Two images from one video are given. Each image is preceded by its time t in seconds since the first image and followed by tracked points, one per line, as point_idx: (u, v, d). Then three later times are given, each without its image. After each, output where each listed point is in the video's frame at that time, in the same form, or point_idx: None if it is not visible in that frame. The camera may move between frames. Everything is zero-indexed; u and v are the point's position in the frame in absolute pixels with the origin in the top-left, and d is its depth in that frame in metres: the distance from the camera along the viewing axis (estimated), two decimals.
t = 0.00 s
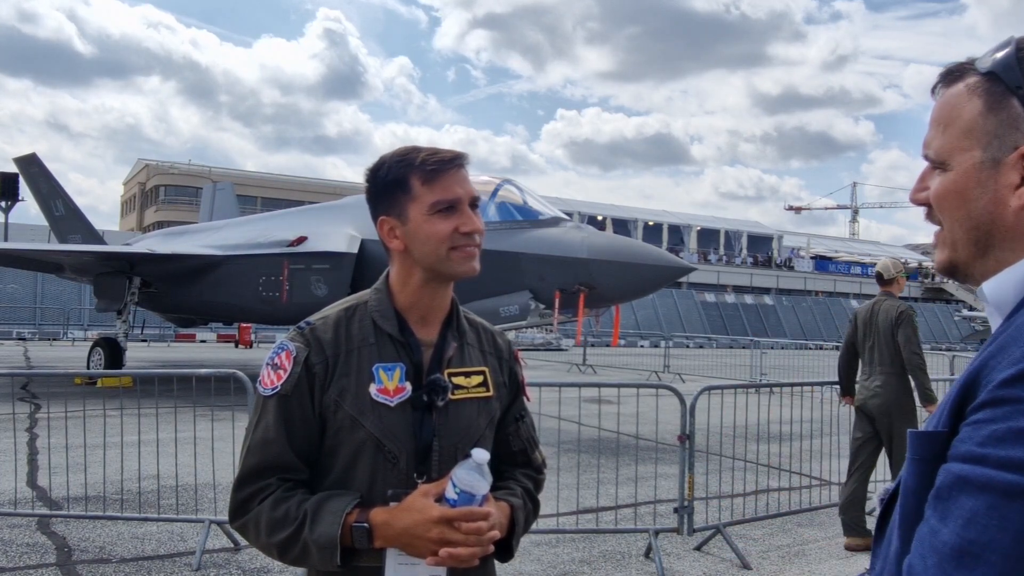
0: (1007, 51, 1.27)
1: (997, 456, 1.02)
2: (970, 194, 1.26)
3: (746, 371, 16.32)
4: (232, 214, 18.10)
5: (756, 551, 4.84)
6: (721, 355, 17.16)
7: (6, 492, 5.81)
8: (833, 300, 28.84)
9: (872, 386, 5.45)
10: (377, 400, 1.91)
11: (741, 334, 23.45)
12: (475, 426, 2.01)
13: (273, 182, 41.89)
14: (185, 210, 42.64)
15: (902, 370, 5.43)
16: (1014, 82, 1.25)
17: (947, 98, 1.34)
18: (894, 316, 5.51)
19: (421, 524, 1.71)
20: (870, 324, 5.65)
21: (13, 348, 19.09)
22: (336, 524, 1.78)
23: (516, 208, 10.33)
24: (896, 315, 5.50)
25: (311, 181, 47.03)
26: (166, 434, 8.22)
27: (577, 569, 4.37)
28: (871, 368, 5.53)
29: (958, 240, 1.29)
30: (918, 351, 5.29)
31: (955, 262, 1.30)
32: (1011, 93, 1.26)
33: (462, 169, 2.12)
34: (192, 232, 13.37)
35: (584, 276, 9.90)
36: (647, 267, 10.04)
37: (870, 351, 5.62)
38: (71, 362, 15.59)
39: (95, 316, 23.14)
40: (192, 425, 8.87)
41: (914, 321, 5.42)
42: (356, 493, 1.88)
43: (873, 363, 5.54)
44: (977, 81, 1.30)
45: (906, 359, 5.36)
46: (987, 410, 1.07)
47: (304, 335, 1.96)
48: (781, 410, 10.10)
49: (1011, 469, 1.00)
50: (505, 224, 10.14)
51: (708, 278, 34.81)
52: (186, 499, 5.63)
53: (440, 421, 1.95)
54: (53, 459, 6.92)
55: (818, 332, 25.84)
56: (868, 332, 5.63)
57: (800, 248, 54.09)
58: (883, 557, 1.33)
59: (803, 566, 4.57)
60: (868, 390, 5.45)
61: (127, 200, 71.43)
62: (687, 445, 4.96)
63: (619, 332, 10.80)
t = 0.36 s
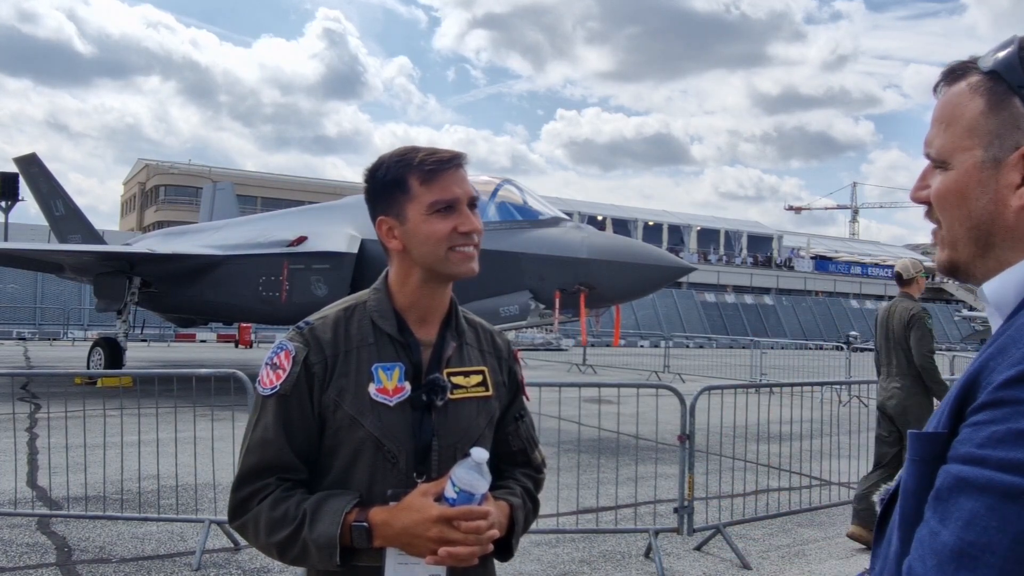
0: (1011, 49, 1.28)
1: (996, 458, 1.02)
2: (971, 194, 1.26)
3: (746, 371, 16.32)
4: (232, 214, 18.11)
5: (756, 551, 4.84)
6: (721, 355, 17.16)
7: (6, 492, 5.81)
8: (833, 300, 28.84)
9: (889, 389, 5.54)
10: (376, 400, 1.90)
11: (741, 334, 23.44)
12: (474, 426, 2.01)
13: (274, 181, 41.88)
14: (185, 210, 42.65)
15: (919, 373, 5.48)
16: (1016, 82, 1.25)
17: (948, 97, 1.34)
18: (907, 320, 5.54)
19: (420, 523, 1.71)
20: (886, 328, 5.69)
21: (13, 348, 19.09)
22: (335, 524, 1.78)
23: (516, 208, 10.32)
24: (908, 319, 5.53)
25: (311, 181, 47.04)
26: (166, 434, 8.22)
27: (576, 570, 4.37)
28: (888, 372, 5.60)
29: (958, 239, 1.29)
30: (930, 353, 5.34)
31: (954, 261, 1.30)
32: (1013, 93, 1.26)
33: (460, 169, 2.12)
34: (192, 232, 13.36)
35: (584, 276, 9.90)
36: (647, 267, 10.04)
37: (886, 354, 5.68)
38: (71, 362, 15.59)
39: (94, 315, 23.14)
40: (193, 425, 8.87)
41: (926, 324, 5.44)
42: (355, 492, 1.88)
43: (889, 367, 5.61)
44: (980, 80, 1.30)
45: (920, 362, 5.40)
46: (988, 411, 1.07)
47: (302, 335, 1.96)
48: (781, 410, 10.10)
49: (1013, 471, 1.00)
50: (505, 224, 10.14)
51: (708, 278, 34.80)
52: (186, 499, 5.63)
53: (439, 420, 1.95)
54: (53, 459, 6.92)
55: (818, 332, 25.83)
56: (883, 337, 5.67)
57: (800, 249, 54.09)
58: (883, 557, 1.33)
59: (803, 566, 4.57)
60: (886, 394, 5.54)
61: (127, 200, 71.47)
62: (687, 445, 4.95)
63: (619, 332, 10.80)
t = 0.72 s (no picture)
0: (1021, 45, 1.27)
1: (995, 458, 1.02)
2: (977, 191, 1.26)
3: (746, 371, 16.33)
4: (232, 214, 18.11)
5: (756, 551, 4.84)
6: (721, 355, 17.16)
7: (6, 492, 5.81)
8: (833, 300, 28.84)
9: (894, 387, 5.59)
10: (376, 400, 1.90)
11: (740, 334, 23.45)
12: (474, 426, 2.01)
13: (274, 181, 41.88)
14: (185, 211, 42.64)
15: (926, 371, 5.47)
16: None
17: (955, 93, 1.33)
18: (912, 319, 5.57)
19: (420, 523, 1.70)
20: (892, 328, 5.73)
21: (14, 348, 19.11)
22: (334, 524, 1.78)
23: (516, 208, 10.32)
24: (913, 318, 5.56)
25: (311, 181, 47.06)
26: (166, 434, 8.22)
27: (576, 569, 4.37)
28: (893, 371, 5.64)
29: (963, 237, 1.29)
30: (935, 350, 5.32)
31: (958, 259, 1.31)
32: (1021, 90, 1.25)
33: (461, 169, 2.12)
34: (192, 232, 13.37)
35: (584, 276, 9.90)
36: (648, 267, 10.05)
37: (893, 353, 5.72)
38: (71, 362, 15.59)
39: (94, 315, 23.13)
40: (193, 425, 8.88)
41: (930, 323, 5.45)
42: (355, 492, 1.88)
43: (895, 365, 5.65)
44: (988, 76, 1.30)
45: (925, 360, 5.40)
46: (988, 410, 1.07)
47: (303, 335, 1.96)
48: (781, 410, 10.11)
49: (1012, 471, 1.00)
50: (505, 224, 10.13)
51: (708, 278, 34.81)
52: (186, 499, 5.63)
53: (439, 420, 1.95)
54: (53, 459, 6.92)
55: (818, 332, 25.83)
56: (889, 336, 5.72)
57: (799, 249, 54.10)
58: (883, 557, 1.33)
59: (803, 566, 4.58)
60: (891, 392, 5.60)
61: (127, 200, 71.52)
62: (687, 445, 4.95)
63: (619, 332, 10.81)
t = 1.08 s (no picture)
0: None
1: (998, 457, 1.02)
2: (977, 190, 1.26)
3: (746, 371, 16.33)
4: (232, 214, 18.11)
5: (756, 551, 4.84)
6: (721, 355, 17.17)
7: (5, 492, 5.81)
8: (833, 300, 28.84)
9: (888, 386, 5.63)
10: (376, 400, 1.91)
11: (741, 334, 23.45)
12: (474, 426, 2.01)
13: (274, 181, 41.87)
14: (184, 210, 42.64)
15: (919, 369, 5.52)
16: None
17: (957, 93, 1.33)
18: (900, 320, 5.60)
19: (419, 523, 1.71)
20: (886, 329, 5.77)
21: (14, 348, 19.10)
22: (335, 524, 1.78)
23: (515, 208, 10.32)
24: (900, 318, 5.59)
25: (311, 181, 47.09)
26: (166, 434, 8.22)
27: (576, 569, 4.37)
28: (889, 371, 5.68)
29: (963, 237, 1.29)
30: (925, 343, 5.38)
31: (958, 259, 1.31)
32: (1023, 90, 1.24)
33: (462, 169, 2.12)
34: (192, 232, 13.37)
35: (584, 276, 9.90)
36: (648, 267, 10.05)
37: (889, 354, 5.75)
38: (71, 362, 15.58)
39: (94, 315, 23.13)
40: (193, 425, 8.88)
41: (916, 320, 5.49)
42: (355, 492, 1.88)
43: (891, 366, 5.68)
44: (991, 75, 1.29)
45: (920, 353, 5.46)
46: (989, 410, 1.07)
47: (303, 335, 1.96)
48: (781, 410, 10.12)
49: (1014, 470, 1.00)
50: (505, 224, 10.13)
51: (708, 278, 34.80)
52: (186, 499, 5.63)
53: (439, 420, 1.95)
54: (53, 459, 6.92)
55: (818, 332, 25.84)
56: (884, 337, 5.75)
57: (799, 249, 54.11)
58: (882, 558, 1.34)
59: (803, 566, 4.58)
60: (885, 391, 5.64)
61: (127, 200, 71.56)
62: (687, 445, 4.95)
63: (619, 332, 10.81)
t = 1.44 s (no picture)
0: (1006, 50, 1.28)
1: (997, 459, 1.02)
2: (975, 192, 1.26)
3: (746, 371, 16.33)
4: (232, 214, 18.11)
5: (756, 551, 4.84)
6: (721, 355, 17.17)
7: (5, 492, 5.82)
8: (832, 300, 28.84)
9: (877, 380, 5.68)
10: (377, 400, 1.91)
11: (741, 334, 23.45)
12: (475, 427, 2.01)
13: (274, 182, 41.87)
14: (184, 211, 42.65)
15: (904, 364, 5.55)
16: (1011, 80, 1.26)
17: (948, 100, 1.34)
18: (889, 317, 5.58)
19: (419, 523, 1.71)
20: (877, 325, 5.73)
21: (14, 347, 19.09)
22: (335, 524, 1.78)
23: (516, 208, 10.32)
24: (890, 315, 5.57)
25: (311, 181, 47.11)
26: (166, 434, 8.22)
27: (576, 569, 4.37)
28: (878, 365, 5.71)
29: (965, 241, 1.28)
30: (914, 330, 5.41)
31: (961, 263, 1.30)
32: (1009, 91, 1.26)
33: (462, 169, 2.12)
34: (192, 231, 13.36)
35: (584, 276, 9.90)
36: (648, 266, 10.05)
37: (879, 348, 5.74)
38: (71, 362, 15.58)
39: (94, 315, 23.12)
40: (193, 425, 8.88)
41: (907, 317, 5.46)
42: (355, 492, 1.88)
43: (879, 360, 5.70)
44: (976, 81, 1.31)
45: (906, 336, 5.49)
46: (989, 412, 1.07)
47: (303, 335, 1.96)
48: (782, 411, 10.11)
49: (1014, 474, 1.00)
50: (505, 224, 10.13)
51: (708, 278, 34.81)
52: (186, 499, 5.63)
53: (439, 421, 1.95)
54: (53, 459, 6.92)
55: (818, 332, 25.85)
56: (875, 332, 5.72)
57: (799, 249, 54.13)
58: (881, 556, 1.34)
59: (803, 566, 4.58)
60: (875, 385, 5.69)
61: (127, 200, 71.63)
62: (687, 445, 4.95)
63: (619, 332, 10.81)
